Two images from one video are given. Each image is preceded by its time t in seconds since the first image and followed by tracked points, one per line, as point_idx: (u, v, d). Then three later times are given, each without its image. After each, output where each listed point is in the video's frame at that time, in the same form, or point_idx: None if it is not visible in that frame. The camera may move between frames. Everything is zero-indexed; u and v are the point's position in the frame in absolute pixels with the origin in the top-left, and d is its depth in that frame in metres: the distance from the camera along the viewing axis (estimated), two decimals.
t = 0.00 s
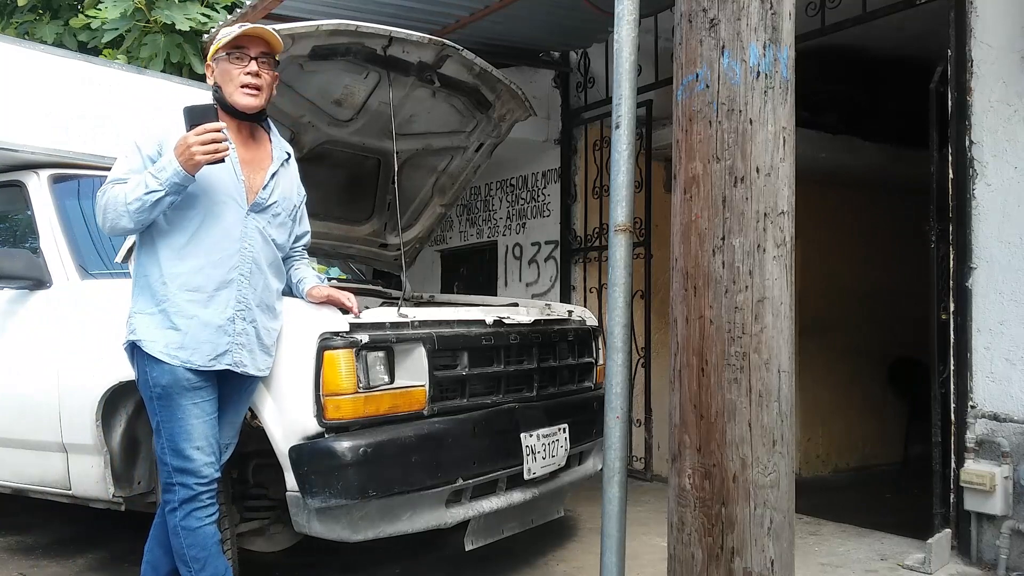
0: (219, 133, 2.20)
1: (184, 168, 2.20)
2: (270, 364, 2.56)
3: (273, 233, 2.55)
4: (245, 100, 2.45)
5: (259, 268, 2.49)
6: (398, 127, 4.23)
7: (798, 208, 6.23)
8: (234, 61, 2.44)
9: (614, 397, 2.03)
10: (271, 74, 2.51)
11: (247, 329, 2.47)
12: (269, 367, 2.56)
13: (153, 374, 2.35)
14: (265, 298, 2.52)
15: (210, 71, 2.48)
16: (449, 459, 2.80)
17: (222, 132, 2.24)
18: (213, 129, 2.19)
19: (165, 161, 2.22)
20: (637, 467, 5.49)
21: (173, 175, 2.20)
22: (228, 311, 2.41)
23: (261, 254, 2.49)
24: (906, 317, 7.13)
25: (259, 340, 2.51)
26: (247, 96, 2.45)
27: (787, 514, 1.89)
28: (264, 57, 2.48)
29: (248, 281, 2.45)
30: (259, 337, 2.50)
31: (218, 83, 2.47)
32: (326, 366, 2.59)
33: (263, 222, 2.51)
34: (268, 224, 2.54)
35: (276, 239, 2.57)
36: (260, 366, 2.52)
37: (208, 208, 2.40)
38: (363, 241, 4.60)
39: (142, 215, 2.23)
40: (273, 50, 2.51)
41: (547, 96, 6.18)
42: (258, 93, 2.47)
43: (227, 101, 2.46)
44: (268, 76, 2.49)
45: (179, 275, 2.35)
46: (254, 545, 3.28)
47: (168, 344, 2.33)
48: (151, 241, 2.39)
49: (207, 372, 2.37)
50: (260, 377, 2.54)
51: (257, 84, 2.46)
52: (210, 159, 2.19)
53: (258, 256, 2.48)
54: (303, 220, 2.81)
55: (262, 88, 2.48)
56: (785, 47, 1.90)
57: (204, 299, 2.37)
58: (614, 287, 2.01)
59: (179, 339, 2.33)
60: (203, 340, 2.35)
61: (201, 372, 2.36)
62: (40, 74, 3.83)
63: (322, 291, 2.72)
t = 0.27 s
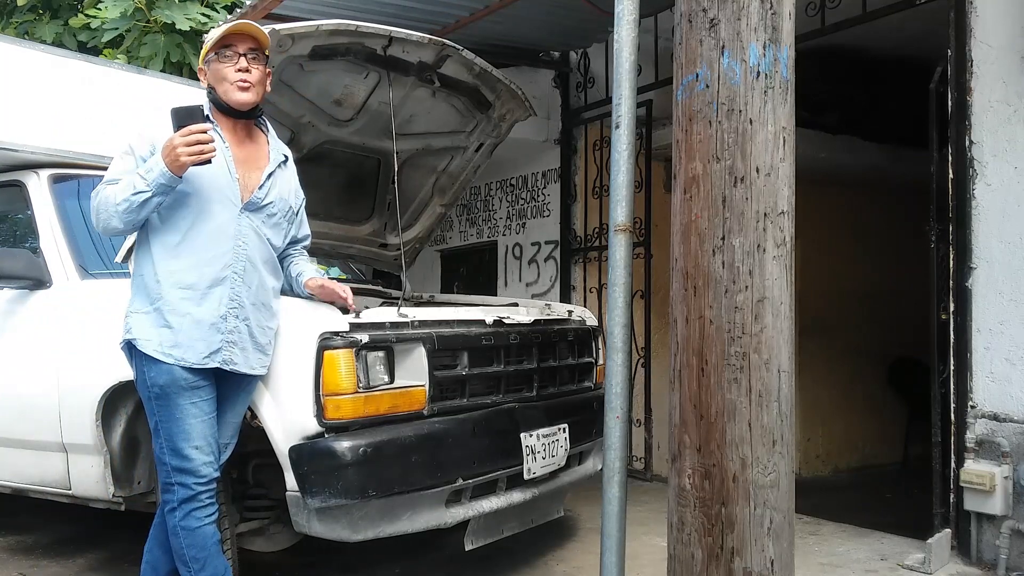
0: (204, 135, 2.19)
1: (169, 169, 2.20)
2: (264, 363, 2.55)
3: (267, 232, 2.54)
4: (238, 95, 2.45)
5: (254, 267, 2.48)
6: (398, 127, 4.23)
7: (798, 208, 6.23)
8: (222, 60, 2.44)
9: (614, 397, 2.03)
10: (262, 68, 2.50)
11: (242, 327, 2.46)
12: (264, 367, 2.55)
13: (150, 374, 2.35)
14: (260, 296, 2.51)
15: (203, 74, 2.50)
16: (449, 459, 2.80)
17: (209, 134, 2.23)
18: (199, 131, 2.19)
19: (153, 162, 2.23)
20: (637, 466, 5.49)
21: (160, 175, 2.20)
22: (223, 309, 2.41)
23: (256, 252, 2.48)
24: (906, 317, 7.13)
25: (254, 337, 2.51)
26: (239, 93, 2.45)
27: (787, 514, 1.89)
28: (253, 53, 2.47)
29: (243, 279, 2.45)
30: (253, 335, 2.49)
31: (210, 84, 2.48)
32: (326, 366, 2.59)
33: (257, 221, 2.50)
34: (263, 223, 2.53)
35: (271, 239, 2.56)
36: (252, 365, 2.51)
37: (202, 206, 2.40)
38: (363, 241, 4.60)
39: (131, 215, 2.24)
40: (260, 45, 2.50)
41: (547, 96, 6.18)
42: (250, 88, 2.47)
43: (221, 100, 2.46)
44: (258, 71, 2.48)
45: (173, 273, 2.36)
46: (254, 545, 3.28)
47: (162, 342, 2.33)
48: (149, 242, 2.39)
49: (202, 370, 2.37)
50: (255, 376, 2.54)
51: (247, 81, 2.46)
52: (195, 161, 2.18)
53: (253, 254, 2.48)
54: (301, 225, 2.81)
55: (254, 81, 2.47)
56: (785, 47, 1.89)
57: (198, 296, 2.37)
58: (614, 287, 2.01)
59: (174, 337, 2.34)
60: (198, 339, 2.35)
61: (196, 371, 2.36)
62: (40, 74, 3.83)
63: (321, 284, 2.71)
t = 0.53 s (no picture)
0: (205, 133, 2.20)
1: (169, 167, 2.20)
2: (262, 362, 2.55)
3: (267, 232, 2.54)
4: (235, 102, 2.46)
5: (253, 265, 2.48)
6: (398, 127, 4.23)
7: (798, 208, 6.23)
8: (219, 65, 2.43)
9: (614, 397, 2.03)
10: (259, 73, 2.50)
11: (241, 325, 2.46)
12: (262, 365, 2.55)
13: (150, 373, 2.35)
14: (259, 295, 2.51)
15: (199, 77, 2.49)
16: (449, 459, 2.80)
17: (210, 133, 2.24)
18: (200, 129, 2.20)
19: (153, 161, 2.23)
20: (637, 466, 5.49)
21: (160, 174, 2.21)
22: (222, 307, 2.40)
23: (255, 251, 2.48)
24: (906, 317, 7.13)
25: (253, 336, 2.51)
26: (236, 99, 2.45)
27: (787, 514, 1.89)
28: (249, 58, 2.46)
29: (242, 278, 2.45)
30: (252, 333, 2.49)
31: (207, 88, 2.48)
32: (326, 367, 2.59)
33: (255, 220, 2.50)
34: (262, 222, 2.52)
35: (270, 239, 2.55)
36: (251, 363, 2.51)
37: (201, 205, 2.40)
38: (363, 241, 4.60)
39: (132, 214, 2.24)
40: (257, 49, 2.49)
41: (547, 96, 6.18)
42: (247, 94, 2.48)
43: (218, 106, 2.47)
44: (256, 76, 2.48)
45: (172, 272, 2.36)
46: (253, 546, 3.28)
47: (161, 341, 2.33)
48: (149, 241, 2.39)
49: (202, 369, 2.37)
50: (254, 375, 2.54)
51: (245, 87, 2.46)
52: (195, 159, 2.19)
53: (252, 252, 2.48)
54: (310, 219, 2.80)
55: (251, 88, 2.48)
56: (785, 47, 1.89)
57: (197, 295, 2.37)
58: (614, 287, 2.01)
59: (173, 336, 2.34)
60: (197, 337, 2.35)
61: (196, 369, 2.36)
62: (40, 74, 3.83)
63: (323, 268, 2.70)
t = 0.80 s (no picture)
0: (200, 133, 2.19)
1: (166, 168, 2.19)
2: (262, 362, 2.55)
3: (266, 233, 2.54)
4: (234, 103, 2.46)
5: (252, 265, 2.48)
6: (398, 127, 4.24)
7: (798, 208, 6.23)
8: (218, 66, 2.44)
9: (614, 397, 2.03)
10: (259, 73, 2.51)
11: (240, 325, 2.46)
12: (262, 365, 2.55)
13: (150, 373, 2.35)
14: (258, 295, 2.51)
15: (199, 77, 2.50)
16: (448, 458, 2.80)
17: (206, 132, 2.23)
18: (195, 128, 2.19)
19: (148, 161, 2.23)
20: (637, 466, 5.49)
21: (155, 174, 2.21)
22: (222, 307, 2.40)
23: (253, 250, 2.48)
24: (906, 317, 7.12)
25: (252, 335, 2.50)
26: (235, 100, 2.46)
27: (787, 514, 1.89)
28: (249, 59, 2.47)
29: (240, 278, 2.44)
30: (251, 333, 2.49)
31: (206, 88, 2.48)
32: (326, 367, 2.59)
33: (254, 220, 2.50)
34: (260, 223, 2.52)
35: (269, 239, 2.55)
36: (251, 364, 2.51)
37: (200, 205, 2.40)
38: (363, 241, 4.60)
39: (128, 214, 2.25)
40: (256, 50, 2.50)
41: (547, 96, 6.18)
42: (247, 95, 2.48)
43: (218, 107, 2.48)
44: (255, 78, 2.49)
45: (171, 272, 2.36)
46: (253, 545, 3.28)
47: (161, 340, 2.33)
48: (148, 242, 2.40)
49: (202, 368, 2.37)
50: (254, 375, 2.54)
51: (244, 88, 2.47)
52: (191, 159, 2.18)
53: (251, 252, 2.48)
54: (307, 221, 2.81)
55: (250, 89, 2.49)
56: (785, 47, 1.89)
57: (196, 294, 2.37)
58: (613, 287, 2.01)
59: (172, 335, 2.34)
60: (196, 336, 2.35)
61: (195, 369, 2.36)
62: (40, 74, 3.83)
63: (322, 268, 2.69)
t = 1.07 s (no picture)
0: (208, 132, 2.21)
1: (173, 167, 2.20)
2: (265, 361, 2.55)
3: (267, 234, 2.54)
4: (241, 119, 2.47)
5: (252, 266, 2.48)
6: (398, 127, 4.24)
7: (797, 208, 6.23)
8: (229, 79, 2.42)
9: (614, 397, 2.03)
10: (268, 89, 2.50)
11: (240, 325, 2.46)
12: (264, 366, 2.56)
13: (150, 372, 2.35)
14: (259, 296, 2.51)
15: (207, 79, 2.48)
16: (448, 458, 2.80)
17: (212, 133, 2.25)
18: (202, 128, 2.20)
19: (155, 158, 2.23)
20: (637, 466, 5.50)
21: (161, 171, 2.20)
22: (222, 307, 2.40)
23: (254, 251, 2.48)
24: (907, 316, 7.12)
25: (251, 336, 2.50)
26: (244, 115, 2.47)
27: (787, 514, 1.89)
28: (260, 74, 2.46)
29: (241, 278, 2.44)
30: (251, 333, 2.49)
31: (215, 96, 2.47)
32: (326, 367, 2.59)
33: (256, 222, 2.51)
34: (261, 225, 2.53)
35: (269, 241, 2.56)
36: (252, 364, 2.51)
37: (201, 205, 2.40)
38: (363, 241, 4.60)
39: (132, 211, 2.24)
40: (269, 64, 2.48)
41: (547, 96, 6.18)
42: (254, 111, 2.49)
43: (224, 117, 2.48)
44: (265, 95, 2.49)
45: (172, 271, 2.36)
46: (253, 545, 3.28)
47: (160, 339, 2.33)
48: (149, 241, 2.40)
49: (202, 368, 2.37)
50: (255, 376, 2.54)
51: (253, 105, 2.47)
52: (198, 158, 2.20)
53: (251, 253, 2.48)
54: (300, 230, 2.81)
55: (259, 106, 2.49)
56: (785, 47, 1.89)
57: (197, 294, 2.37)
58: (614, 287, 2.01)
59: (172, 334, 2.34)
60: (195, 336, 2.35)
61: (195, 368, 2.36)
62: (40, 74, 3.83)
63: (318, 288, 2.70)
